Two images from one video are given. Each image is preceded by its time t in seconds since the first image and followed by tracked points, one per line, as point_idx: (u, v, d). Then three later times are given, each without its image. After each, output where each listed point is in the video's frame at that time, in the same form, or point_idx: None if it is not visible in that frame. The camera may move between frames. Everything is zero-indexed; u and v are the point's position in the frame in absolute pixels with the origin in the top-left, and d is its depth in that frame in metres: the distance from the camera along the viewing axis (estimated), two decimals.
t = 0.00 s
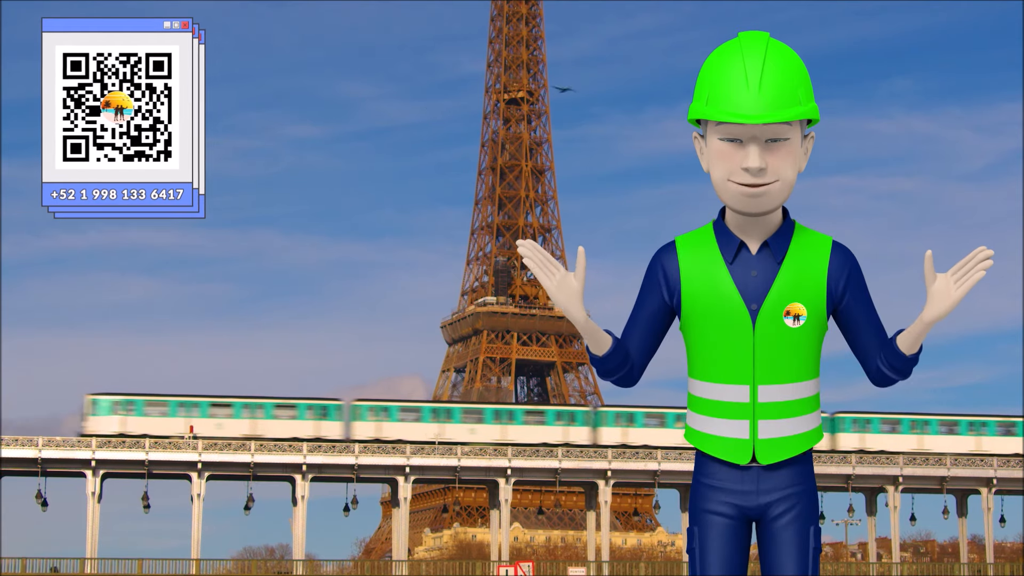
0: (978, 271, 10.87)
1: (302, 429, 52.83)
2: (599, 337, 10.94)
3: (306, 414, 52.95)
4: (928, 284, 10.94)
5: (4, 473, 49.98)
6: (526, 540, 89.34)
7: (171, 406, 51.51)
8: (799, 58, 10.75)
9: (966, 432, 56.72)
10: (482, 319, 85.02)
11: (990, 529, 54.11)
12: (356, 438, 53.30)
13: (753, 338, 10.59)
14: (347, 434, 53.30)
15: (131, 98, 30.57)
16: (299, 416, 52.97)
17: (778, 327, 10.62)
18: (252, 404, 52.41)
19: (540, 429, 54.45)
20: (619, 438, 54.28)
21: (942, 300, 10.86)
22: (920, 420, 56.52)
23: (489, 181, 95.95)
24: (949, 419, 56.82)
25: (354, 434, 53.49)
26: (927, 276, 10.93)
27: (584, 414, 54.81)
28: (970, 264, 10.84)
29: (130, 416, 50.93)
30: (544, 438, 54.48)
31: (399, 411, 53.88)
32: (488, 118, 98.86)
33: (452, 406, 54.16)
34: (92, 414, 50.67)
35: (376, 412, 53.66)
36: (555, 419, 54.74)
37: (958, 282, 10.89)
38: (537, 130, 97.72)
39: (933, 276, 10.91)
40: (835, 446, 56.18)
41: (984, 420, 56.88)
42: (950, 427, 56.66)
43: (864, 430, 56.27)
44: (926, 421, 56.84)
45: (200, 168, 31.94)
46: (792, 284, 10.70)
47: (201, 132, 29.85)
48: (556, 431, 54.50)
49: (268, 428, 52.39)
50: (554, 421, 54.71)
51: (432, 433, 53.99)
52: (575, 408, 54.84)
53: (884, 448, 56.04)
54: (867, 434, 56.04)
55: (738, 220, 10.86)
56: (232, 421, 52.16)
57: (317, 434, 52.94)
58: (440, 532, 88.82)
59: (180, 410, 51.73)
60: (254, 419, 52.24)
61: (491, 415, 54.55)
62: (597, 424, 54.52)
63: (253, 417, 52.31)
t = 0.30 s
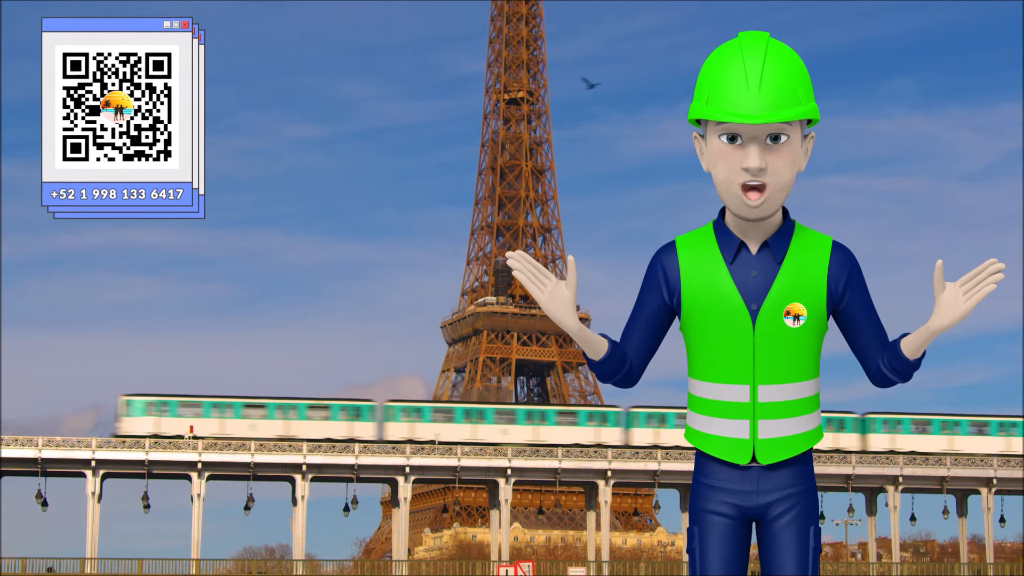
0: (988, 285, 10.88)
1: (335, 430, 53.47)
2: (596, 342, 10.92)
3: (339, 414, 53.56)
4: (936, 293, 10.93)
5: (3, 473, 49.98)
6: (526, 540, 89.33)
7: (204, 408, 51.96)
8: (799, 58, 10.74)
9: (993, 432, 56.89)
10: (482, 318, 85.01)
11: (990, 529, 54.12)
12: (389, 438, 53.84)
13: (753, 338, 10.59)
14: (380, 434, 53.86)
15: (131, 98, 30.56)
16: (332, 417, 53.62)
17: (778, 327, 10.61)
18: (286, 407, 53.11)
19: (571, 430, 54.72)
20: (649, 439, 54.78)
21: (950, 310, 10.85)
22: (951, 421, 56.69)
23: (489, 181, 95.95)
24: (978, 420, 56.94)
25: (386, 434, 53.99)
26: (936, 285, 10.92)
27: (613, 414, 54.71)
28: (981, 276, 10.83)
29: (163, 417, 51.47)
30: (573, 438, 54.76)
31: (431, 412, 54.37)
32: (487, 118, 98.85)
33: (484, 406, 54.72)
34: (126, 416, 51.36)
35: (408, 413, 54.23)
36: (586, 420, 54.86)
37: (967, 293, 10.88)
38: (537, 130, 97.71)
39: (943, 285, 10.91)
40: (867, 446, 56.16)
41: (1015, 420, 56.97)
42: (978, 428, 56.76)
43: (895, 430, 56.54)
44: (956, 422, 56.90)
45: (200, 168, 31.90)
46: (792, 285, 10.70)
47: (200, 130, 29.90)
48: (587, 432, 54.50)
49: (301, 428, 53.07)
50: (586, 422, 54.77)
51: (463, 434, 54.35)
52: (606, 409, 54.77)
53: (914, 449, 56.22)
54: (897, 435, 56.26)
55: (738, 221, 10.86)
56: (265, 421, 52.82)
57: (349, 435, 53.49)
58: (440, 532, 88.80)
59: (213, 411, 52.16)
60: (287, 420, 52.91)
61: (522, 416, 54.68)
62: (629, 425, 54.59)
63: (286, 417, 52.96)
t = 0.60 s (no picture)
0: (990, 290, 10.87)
1: (359, 430, 53.52)
2: (594, 344, 10.93)
3: (364, 415, 53.65)
4: (940, 296, 10.94)
5: (4, 473, 49.97)
6: (526, 540, 89.34)
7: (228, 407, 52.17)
8: (799, 58, 10.75)
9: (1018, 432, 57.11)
10: (482, 318, 84.97)
11: (989, 529, 54.13)
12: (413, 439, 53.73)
13: (753, 338, 10.59)
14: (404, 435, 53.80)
15: (132, 97, 30.58)
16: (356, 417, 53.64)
17: (778, 327, 10.62)
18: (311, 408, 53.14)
19: (596, 430, 54.57)
20: (675, 440, 54.54)
21: (953, 314, 10.86)
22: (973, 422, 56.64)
23: (489, 181, 95.94)
24: (1002, 421, 57.09)
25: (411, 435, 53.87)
26: (939, 288, 10.93)
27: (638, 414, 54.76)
28: (985, 280, 10.83)
29: (189, 418, 51.70)
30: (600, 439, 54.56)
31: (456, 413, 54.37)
32: (487, 118, 98.86)
33: (509, 406, 54.75)
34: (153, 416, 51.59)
35: (432, 413, 54.14)
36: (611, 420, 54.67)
37: (972, 297, 10.88)
38: (537, 130, 97.71)
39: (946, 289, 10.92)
40: (890, 446, 56.37)
41: None
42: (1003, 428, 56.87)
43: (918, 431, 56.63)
44: (979, 422, 56.88)
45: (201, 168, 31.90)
46: (792, 284, 10.70)
47: (202, 130, 29.88)
48: (612, 433, 54.47)
49: (325, 429, 53.12)
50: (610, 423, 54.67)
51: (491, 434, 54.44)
52: (631, 409, 54.77)
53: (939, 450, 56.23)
54: (920, 435, 56.34)
55: (738, 220, 10.86)
56: (290, 422, 53.01)
57: (374, 436, 53.52)
58: (440, 532, 88.80)
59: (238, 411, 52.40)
60: (311, 420, 52.98)
61: (548, 417, 54.75)
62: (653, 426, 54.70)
63: (311, 418, 53.05)
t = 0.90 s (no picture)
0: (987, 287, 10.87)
1: (392, 431, 53.69)
2: (595, 342, 10.92)
3: (396, 416, 53.83)
4: (937, 293, 10.94)
5: (3, 473, 49.95)
6: (526, 540, 89.32)
7: (262, 407, 52.38)
8: (799, 58, 10.75)
9: None
10: (482, 318, 84.90)
11: (989, 529, 54.13)
12: (447, 439, 53.82)
13: (753, 338, 10.58)
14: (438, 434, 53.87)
15: (132, 97, 30.58)
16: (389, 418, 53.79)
17: (778, 327, 10.61)
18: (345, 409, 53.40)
19: (628, 431, 54.42)
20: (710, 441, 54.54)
21: (951, 311, 10.85)
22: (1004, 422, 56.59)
23: (489, 181, 95.94)
24: None
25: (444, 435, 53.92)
26: (937, 286, 10.92)
27: (669, 415, 54.83)
28: (983, 278, 10.84)
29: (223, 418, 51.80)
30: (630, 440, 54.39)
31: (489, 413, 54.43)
32: (487, 118, 98.84)
33: (542, 407, 54.65)
34: (184, 416, 51.58)
35: (466, 414, 54.27)
36: (642, 421, 54.67)
37: (969, 295, 10.88)
38: (537, 130, 97.71)
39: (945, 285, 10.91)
40: (920, 447, 56.52)
41: None
42: None
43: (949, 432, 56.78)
44: (1009, 423, 56.75)
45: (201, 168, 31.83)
46: (793, 284, 10.70)
47: (201, 129, 29.87)
48: (643, 433, 54.41)
49: (358, 430, 53.42)
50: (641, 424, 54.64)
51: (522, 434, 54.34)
52: (662, 409, 54.82)
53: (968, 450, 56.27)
54: (950, 436, 56.53)
55: (738, 219, 10.86)
56: (324, 423, 53.28)
57: (407, 437, 53.66)
58: (440, 532, 88.78)
59: (272, 412, 52.72)
60: (345, 421, 53.26)
61: (579, 417, 54.72)
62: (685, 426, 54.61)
63: (344, 419, 53.34)
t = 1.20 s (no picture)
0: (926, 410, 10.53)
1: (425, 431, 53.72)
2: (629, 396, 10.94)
3: (429, 417, 53.88)
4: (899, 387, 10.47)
5: (3, 473, 49.98)
6: (526, 540, 89.34)
7: (295, 408, 52.66)
8: (800, 54, 10.78)
9: None
10: (481, 318, 84.93)
11: (989, 529, 54.15)
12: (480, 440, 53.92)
13: (753, 334, 10.61)
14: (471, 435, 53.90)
15: (131, 98, 30.59)
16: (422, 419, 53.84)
17: (778, 321, 10.64)
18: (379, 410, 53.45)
19: (660, 432, 53.95)
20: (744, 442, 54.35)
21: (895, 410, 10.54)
22: None
23: (489, 181, 95.95)
24: None
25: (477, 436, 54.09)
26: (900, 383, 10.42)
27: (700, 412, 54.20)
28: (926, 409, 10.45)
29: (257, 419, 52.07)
30: (662, 440, 53.86)
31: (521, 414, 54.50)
32: (487, 118, 98.85)
33: (573, 407, 54.47)
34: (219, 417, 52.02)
35: (499, 415, 54.29)
36: (674, 421, 54.18)
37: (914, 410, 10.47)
38: (537, 130, 97.76)
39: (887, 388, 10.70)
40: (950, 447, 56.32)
41: None
42: None
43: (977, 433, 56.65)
44: None
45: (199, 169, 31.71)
46: (793, 278, 10.74)
47: (200, 130, 29.86)
48: (676, 434, 53.81)
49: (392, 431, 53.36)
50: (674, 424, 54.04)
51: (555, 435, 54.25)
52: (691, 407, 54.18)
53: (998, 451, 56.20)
54: (979, 437, 56.38)
55: (739, 214, 10.90)
56: (357, 424, 53.35)
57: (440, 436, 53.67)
58: (440, 532, 88.80)
59: (306, 413, 52.92)
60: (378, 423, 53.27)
61: (611, 419, 54.19)
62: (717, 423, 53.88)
63: (377, 420, 53.31)
